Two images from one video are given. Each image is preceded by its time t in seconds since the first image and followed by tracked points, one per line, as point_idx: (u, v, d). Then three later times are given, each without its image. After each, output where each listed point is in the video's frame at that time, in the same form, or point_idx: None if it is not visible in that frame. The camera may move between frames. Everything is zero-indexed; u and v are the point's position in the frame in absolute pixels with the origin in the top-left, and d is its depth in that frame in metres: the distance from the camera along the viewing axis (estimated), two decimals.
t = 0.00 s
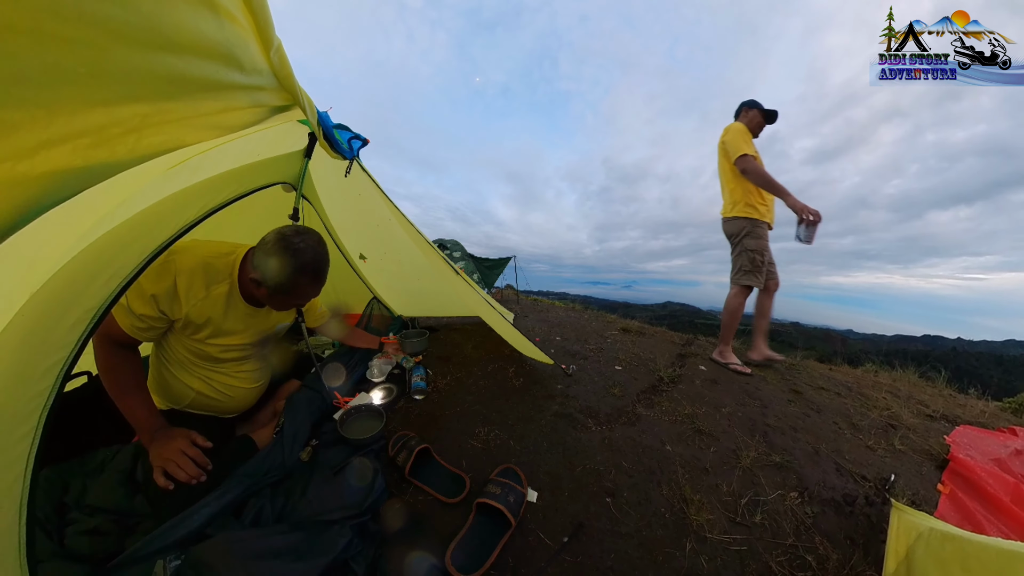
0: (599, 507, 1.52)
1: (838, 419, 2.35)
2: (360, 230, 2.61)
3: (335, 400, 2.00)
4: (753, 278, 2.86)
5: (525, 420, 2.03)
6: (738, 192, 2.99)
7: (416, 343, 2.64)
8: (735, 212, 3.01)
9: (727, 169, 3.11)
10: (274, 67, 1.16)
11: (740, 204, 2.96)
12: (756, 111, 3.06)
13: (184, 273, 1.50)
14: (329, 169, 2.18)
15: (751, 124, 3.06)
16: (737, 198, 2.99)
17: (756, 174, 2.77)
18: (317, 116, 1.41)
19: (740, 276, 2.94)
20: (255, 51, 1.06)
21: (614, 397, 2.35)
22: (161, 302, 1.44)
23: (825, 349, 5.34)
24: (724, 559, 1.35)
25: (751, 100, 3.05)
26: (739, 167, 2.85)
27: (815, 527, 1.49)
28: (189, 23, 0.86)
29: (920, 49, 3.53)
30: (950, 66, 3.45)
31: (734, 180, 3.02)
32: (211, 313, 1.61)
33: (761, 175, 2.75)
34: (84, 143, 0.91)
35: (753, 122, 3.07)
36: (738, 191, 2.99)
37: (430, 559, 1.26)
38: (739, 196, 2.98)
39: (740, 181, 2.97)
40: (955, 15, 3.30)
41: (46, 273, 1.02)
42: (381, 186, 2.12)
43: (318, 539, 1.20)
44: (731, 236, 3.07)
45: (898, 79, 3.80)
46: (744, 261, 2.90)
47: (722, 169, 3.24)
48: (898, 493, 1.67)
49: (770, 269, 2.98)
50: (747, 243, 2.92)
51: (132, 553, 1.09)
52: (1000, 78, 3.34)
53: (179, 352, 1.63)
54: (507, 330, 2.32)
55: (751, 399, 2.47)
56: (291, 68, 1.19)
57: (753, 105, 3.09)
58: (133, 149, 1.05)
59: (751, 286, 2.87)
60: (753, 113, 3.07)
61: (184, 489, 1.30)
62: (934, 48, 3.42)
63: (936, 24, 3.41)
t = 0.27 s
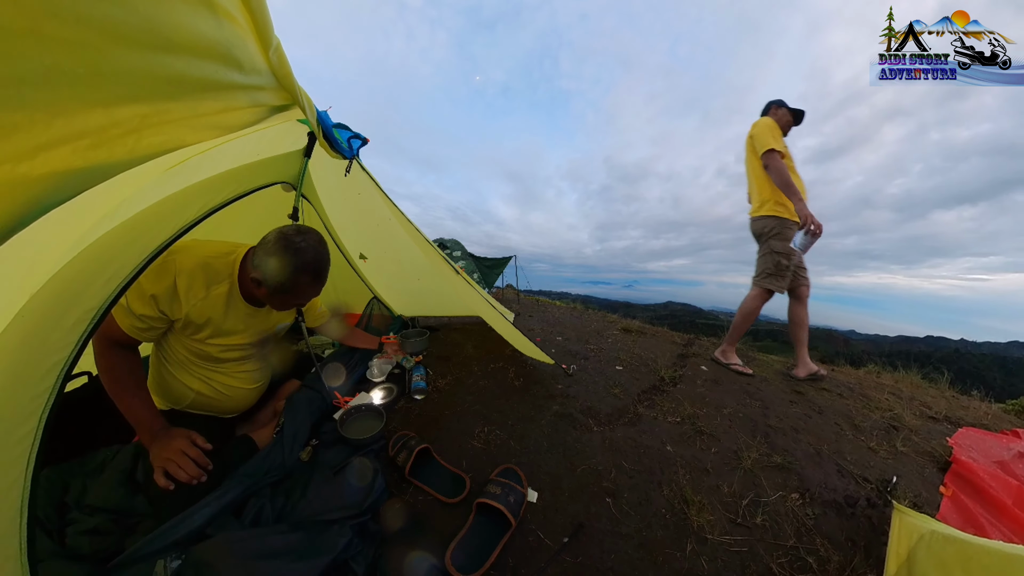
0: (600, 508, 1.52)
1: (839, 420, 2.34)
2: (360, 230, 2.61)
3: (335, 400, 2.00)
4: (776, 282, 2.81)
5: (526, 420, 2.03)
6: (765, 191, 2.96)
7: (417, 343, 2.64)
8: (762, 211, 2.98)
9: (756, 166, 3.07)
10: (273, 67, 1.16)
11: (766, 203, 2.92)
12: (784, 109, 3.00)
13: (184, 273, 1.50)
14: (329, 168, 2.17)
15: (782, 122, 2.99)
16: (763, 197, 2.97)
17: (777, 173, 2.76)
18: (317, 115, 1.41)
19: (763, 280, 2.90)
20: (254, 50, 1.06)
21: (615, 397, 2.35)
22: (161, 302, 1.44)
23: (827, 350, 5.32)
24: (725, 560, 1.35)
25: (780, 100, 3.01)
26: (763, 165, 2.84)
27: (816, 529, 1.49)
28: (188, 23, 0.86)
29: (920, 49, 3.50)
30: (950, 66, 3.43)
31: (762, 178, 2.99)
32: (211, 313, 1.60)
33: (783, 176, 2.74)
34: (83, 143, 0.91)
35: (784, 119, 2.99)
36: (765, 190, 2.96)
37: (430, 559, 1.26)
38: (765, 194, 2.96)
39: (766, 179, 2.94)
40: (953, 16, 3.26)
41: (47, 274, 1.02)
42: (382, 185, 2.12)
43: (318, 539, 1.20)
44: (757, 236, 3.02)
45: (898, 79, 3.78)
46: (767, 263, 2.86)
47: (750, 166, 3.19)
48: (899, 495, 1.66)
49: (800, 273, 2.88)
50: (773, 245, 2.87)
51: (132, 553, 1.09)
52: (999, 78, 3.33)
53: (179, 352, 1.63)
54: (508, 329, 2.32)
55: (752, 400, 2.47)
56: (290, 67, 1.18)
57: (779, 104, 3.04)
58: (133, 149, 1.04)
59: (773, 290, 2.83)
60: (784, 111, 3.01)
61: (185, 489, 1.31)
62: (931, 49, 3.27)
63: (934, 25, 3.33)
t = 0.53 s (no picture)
0: (600, 508, 1.51)
1: (841, 421, 2.34)
2: (360, 229, 2.60)
3: (335, 400, 2.00)
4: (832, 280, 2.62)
5: (526, 420, 2.03)
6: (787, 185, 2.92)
7: (417, 343, 2.65)
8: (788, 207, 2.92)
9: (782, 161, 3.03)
10: (272, 66, 1.15)
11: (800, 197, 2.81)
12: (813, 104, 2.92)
13: (182, 273, 1.50)
14: (329, 168, 2.17)
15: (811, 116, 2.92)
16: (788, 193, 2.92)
17: (793, 163, 2.75)
18: (316, 115, 1.40)
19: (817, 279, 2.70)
20: (253, 50, 1.05)
21: (615, 397, 2.34)
22: (159, 303, 1.43)
23: (829, 350, 5.30)
24: (725, 562, 1.34)
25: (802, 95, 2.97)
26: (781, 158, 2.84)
27: (817, 530, 1.48)
28: (187, 23, 0.85)
29: (920, 48, 3.47)
30: (950, 66, 3.40)
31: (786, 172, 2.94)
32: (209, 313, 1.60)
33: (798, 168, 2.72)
34: (82, 143, 0.91)
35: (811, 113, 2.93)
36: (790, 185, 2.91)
37: (429, 559, 1.26)
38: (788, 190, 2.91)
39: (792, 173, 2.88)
40: (953, 16, 3.23)
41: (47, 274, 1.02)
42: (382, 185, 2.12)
43: (318, 539, 1.20)
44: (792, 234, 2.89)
45: (898, 79, 3.75)
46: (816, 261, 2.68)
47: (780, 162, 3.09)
48: (901, 497, 1.66)
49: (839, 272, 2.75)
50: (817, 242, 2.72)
51: (133, 552, 1.09)
52: (1005, 78, 3.22)
53: (178, 352, 1.63)
54: (508, 329, 2.31)
55: (753, 400, 2.46)
56: (289, 67, 1.18)
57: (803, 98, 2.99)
58: (132, 149, 1.04)
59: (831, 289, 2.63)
60: (813, 107, 2.94)
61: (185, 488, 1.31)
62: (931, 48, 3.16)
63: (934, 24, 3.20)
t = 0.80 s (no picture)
0: (600, 508, 1.51)
1: (843, 422, 2.33)
2: (360, 229, 2.61)
3: (335, 399, 2.01)
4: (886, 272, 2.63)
5: (526, 420, 2.03)
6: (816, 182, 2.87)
7: (417, 343, 2.67)
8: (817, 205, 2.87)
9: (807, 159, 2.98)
10: (271, 65, 1.14)
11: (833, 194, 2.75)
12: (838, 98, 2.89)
13: (179, 273, 1.50)
14: (329, 167, 2.17)
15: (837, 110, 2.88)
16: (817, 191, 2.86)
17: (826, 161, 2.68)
18: (316, 114, 1.40)
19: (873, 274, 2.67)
20: (253, 49, 1.05)
21: (616, 398, 2.34)
22: (157, 303, 1.44)
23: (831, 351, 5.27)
24: (726, 563, 1.34)
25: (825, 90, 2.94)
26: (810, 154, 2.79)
27: (818, 532, 1.48)
28: (186, 22, 0.85)
29: (920, 48, 3.44)
30: (950, 66, 3.37)
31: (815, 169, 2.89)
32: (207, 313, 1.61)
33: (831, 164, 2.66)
34: (82, 143, 0.90)
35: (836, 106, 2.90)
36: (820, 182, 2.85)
37: (429, 559, 1.26)
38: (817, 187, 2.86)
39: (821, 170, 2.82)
40: (953, 16, 3.20)
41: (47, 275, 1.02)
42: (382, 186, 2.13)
43: (318, 538, 1.20)
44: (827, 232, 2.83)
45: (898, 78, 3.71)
46: (868, 256, 2.64)
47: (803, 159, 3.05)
48: (903, 500, 1.65)
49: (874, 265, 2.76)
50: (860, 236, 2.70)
51: (133, 553, 1.09)
52: (1004, 78, 3.21)
53: (176, 352, 1.63)
54: (508, 329, 2.31)
55: (754, 401, 2.46)
56: (289, 66, 1.17)
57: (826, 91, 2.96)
58: (132, 149, 1.03)
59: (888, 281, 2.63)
60: (839, 100, 2.91)
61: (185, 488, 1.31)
62: (932, 48, 3.04)
63: (934, 24, 3.07)
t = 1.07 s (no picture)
0: (601, 509, 1.51)
1: (844, 423, 2.32)
2: (360, 229, 2.61)
3: (335, 399, 2.01)
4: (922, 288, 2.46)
5: (527, 420, 2.03)
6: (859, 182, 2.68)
7: (418, 342, 2.67)
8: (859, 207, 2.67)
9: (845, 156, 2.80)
10: (270, 64, 1.14)
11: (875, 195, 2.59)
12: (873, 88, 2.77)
13: (179, 279, 1.50)
14: (328, 166, 2.16)
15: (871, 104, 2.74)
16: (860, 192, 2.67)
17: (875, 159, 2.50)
18: (315, 114, 1.39)
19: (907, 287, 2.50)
20: (251, 48, 1.04)
21: (617, 398, 2.34)
22: (156, 307, 1.44)
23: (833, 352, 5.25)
24: (726, 564, 1.34)
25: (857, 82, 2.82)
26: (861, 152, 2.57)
27: (819, 534, 1.47)
28: (183, 21, 0.84)
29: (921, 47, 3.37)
30: (950, 66, 3.34)
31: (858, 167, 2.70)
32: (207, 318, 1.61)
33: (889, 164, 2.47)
34: (80, 144, 0.90)
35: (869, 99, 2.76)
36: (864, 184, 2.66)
37: (429, 559, 1.26)
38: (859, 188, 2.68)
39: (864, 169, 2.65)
40: (954, 15, 3.18)
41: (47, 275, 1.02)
42: (381, 185, 2.12)
43: (318, 538, 1.20)
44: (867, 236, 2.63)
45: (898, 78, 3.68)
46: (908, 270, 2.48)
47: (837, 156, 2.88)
48: (905, 502, 1.65)
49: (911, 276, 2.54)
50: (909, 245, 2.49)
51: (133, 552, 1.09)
52: (1002, 78, 3.21)
53: (175, 356, 1.64)
54: (508, 328, 2.30)
55: (755, 401, 2.45)
56: (288, 66, 1.17)
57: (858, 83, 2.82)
58: (131, 150, 1.03)
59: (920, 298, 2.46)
60: (870, 92, 2.82)
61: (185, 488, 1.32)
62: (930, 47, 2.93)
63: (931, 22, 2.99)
